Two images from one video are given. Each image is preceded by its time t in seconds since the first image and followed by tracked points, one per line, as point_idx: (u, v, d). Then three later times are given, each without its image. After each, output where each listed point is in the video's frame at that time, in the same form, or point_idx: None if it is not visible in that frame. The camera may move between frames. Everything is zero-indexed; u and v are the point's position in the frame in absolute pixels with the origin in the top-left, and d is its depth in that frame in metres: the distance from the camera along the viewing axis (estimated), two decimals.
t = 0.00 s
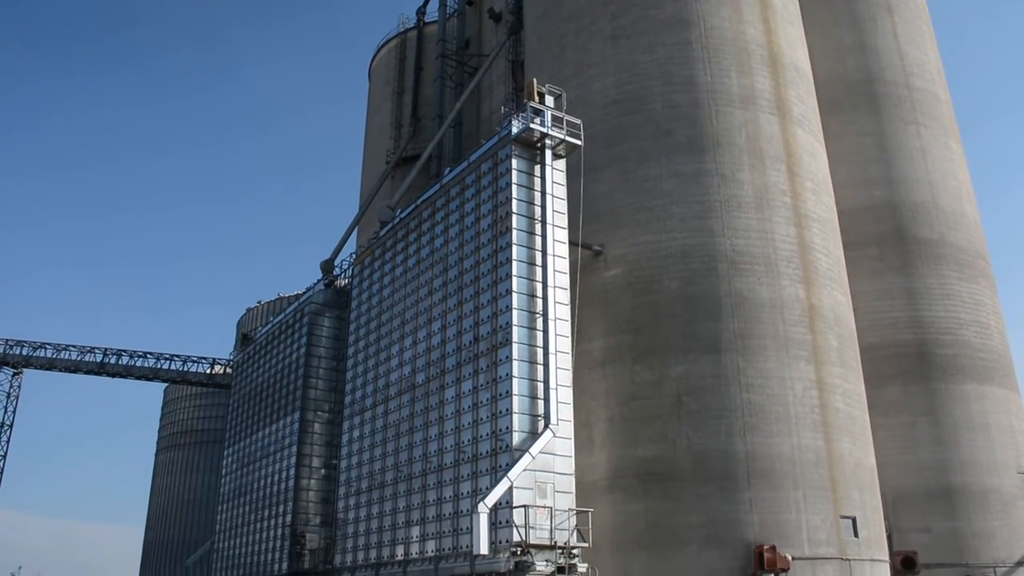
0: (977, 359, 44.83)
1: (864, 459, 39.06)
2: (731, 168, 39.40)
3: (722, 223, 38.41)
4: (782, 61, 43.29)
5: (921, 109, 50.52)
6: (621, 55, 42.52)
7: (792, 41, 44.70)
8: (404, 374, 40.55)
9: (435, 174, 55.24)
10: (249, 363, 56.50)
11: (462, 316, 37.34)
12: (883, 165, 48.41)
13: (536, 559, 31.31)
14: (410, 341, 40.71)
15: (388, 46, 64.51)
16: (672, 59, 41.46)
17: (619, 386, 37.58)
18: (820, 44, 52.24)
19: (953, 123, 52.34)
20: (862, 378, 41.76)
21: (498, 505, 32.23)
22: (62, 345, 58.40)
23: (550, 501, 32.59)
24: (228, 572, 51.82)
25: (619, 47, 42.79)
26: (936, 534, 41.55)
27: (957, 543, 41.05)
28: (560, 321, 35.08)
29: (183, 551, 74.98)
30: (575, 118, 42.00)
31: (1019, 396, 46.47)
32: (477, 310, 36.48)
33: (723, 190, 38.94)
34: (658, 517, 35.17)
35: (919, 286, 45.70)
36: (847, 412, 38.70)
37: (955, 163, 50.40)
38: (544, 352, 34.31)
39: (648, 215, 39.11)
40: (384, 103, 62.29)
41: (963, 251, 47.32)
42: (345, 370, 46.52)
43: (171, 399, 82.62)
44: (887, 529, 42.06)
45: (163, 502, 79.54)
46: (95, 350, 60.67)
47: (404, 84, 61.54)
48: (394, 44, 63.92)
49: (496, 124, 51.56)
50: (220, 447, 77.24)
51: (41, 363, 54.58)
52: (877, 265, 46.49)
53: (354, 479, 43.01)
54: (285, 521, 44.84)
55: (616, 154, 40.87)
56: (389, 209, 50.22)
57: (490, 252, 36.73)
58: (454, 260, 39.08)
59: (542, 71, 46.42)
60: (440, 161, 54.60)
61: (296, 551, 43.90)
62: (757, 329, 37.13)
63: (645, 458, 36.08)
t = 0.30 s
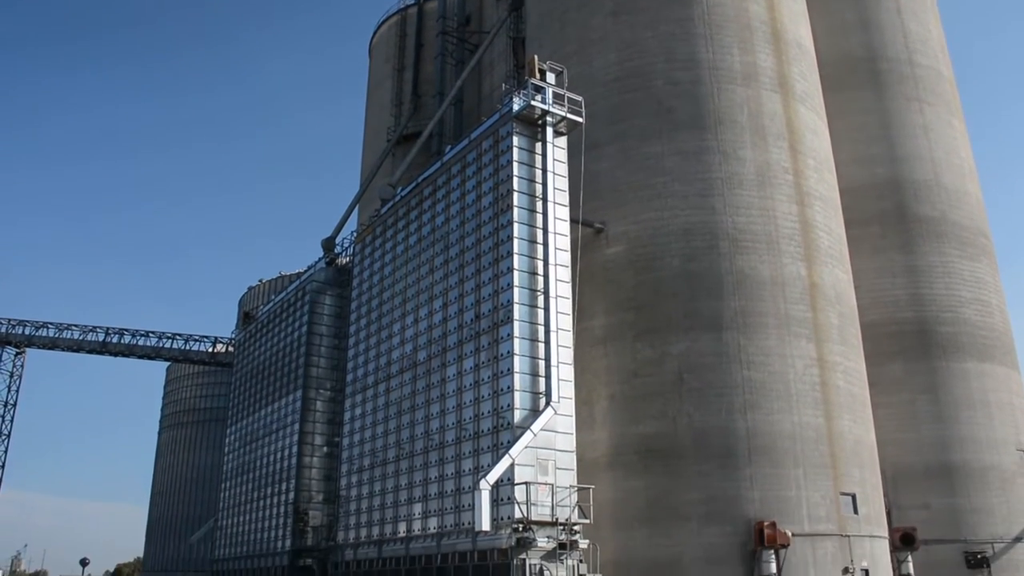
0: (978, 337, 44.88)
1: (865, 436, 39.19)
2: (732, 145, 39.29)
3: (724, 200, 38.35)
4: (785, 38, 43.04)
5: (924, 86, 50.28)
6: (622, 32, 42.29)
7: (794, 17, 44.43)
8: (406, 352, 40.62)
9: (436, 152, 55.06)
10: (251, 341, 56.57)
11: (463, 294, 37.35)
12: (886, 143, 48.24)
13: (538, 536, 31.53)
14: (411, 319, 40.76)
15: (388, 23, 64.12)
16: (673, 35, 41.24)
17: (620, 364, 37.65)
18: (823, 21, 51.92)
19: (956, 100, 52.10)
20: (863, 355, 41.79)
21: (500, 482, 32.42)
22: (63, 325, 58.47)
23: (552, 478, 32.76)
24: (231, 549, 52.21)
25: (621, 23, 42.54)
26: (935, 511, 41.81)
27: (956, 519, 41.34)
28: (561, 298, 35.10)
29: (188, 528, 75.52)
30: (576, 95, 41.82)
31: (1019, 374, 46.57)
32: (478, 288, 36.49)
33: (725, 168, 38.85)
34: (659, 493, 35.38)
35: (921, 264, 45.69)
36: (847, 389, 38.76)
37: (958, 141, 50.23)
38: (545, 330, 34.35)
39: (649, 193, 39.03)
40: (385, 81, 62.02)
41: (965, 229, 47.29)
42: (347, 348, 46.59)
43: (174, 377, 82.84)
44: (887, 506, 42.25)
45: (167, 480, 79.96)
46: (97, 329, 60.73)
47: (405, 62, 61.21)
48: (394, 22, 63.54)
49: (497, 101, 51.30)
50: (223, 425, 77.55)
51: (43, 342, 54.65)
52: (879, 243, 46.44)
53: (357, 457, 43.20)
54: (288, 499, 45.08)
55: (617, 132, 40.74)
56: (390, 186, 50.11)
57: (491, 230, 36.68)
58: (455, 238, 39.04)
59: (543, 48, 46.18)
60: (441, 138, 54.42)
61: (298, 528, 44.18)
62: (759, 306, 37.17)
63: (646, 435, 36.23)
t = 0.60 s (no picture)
0: (979, 315, 44.96)
1: (865, 414, 39.34)
2: (733, 123, 39.24)
3: (725, 178, 38.35)
4: (786, 15, 42.86)
5: (926, 63, 50.07)
6: (623, 9, 42.09)
7: None
8: (407, 330, 40.72)
9: (436, 130, 54.94)
10: (253, 321, 56.69)
11: (465, 272, 37.38)
12: (887, 120, 48.09)
13: (540, 513, 31.77)
14: (413, 298, 40.81)
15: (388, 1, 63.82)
16: (674, 12, 41.07)
17: (621, 341, 37.75)
18: None
19: (959, 77, 51.90)
20: (864, 333, 41.84)
21: (502, 460, 32.63)
22: (66, 305, 58.57)
23: (553, 455, 32.95)
24: (235, 527, 52.61)
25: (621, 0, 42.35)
26: (935, 487, 42.07)
27: (955, 495, 41.63)
28: (562, 277, 35.16)
29: (192, 507, 76.07)
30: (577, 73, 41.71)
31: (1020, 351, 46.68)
32: (480, 266, 36.52)
33: (725, 146, 38.82)
34: (660, 470, 35.58)
35: (922, 242, 45.72)
36: (847, 366, 38.85)
37: (960, 118, 50.10)
38: (546, 308, 34.44)
39: (650, 171, 39.00)
40: (385, 60, 61.84)
41: (966, 207, 47.31)
42: (349, 326, 46.68)
43: (177, 356, 83.02)
44: (887, 482, 42.45)
45: (170, 459, 80.40)
46: (99, 309, 60.85)
47: (405, 40, 60.96)
48: None
49: (497, 79, 51.07)
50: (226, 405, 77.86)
51: (45, 323, 54.78)
52: (880, 221, 46.42)
53: (359, 435, 43.39)
54: (291, 478, 45.35)
55: (618, 110, 40.66)
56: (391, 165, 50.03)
57: (492, 208, 36.66)
58: (456, 217, 39.04)
59: (543, 25, 46.00)
60: (441, 117, 54.25)
61: (301, 506, 44.47)
62: (760, 284, 37.22)
63: (647, 412, 36.40)
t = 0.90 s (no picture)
0: (980, 293, 45.02)
1: (866, 391, 39.46)
2: (735, 101, 39.18)
3: (726, 156, 38.34)
4: None
5: (928, 40, 49.88)
6: None
7: None
8: (409, 309, 40.86)
9: (437, 109, 54.79)
10: (254, 300, 56.83)
11: (466, 251, 37.44)
12: (889, 98, 47.96)
13: (542, 490, 31.93)
14: (415, 277, 40.88)
15: None
16: None
17: (623, 319, 37.86)
18: None
19: (961, 54, 51.73)
20: (865, 311, 41.89)
21: (504, 437, 32.79)
22: (68, 286, 58.68)
23: (555, 433, 33.06)
24: (238, 505, 53.03)
25: None
26: (935, 465, 42.26)
27: (955, 472, 41.85)
28: (563, 255, 35.22)
29: (194, 485, 76.58)
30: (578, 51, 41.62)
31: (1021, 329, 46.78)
32: (481, 245, 36.57)
33: (727, 124, 38.78)
34: (662, 447, 35.76)
35: (923, 220, 45.75)
36: (848, 344, 38.94)
37: (962, 96, 49.98)
38: (547, 286, 34.52)
39: (652, 149, 38.99)
40: (386, 39, 61.63)
41: (968, 185, 47.31)
42: (350, 306, 46.83)
43: (179, 336, 83.23)
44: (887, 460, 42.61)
45: (172, 437, 80.78)
46: (102, 290, 60.96)
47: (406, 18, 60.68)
48: None
49: (498, 58, 50.85)
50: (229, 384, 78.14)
51: (48, 303, 54.90)
52: (881, 199, 46.40)
53: (361, 414, 43.60)
54: (294, 456, 45.67)
55: (619, 88, 40.61)
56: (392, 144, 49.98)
57: (493, 187, 36.67)
58: (457, 195, 39.07)
59: (544, 3, 45.83)
60: (442, 96, 54.07)
61: (304, 484, 44.82)
62: (761, 261, 37.27)
63: (649, 389, 36.55)
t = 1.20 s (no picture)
0: (981, 271, 45.10)
1: (867, 368, 39.55)
2: (737, 78, 39.10)
3: (727, 134, 38.30)
4: None
5: (931, 17, 49.67)
6: None
7: None
8: (411, 287, 40.93)
9: (438, 88, 54.61)
10: (256, 279, 56.96)
11: (468, 229, 37.47)
12: (892, 75, 47.81)
13: (544, 467, 32.15)
14: (417, 255, 40.95)
15: None
16: None
17: (624, 297, 37.95)
18: None
19: (964, 32, 51.53)
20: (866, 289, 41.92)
21: (506, 415, 32.91)
22: (70, 265, 58.78)
23: (557, 410, 33.21)
24: (241, 482, 53.36)
25: None
26: (935, 442, 42.46)
27: (955, 449, 42.09)
28: (565, 234, 35.24)
29: (197, 462, 77.03)
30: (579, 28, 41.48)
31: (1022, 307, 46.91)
32: (483, 223, 36.59)
33: (728, 102, 38.71)
34: (663, 424, 35.91)
35: (925, 198, 45.77)
36: (849, 321, 39.00)
37: (965, 74, 49.84)
38: (549, 265, 34.56)
39: (654, 127, 38.97)
40: (387, 17, 61.34)
41: (970, 163, 47.31)
42: (353, 284, 46.94)
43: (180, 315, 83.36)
44: (887, 437, 42.80)
45: (175, 415, 81.14)
46: (104, 269, 61.06)
47: None
48: None
49: (499, 36, 50.56)
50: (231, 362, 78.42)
51: (51, 283, 55.01)
52: (882, 177, 46.36)
53: (363, 392, 43.80)
54: (297, 434, 45.93)
55: (620, 66, 40.54)
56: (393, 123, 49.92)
57: (494, 165, 36.66)
58: (458, 174, 39.09)
59: None
60: (443, 74, 53.82)
61: (307, 461, 45.12)
62: (763, 239, 37.30)
63: (650, 367, 36.68)
